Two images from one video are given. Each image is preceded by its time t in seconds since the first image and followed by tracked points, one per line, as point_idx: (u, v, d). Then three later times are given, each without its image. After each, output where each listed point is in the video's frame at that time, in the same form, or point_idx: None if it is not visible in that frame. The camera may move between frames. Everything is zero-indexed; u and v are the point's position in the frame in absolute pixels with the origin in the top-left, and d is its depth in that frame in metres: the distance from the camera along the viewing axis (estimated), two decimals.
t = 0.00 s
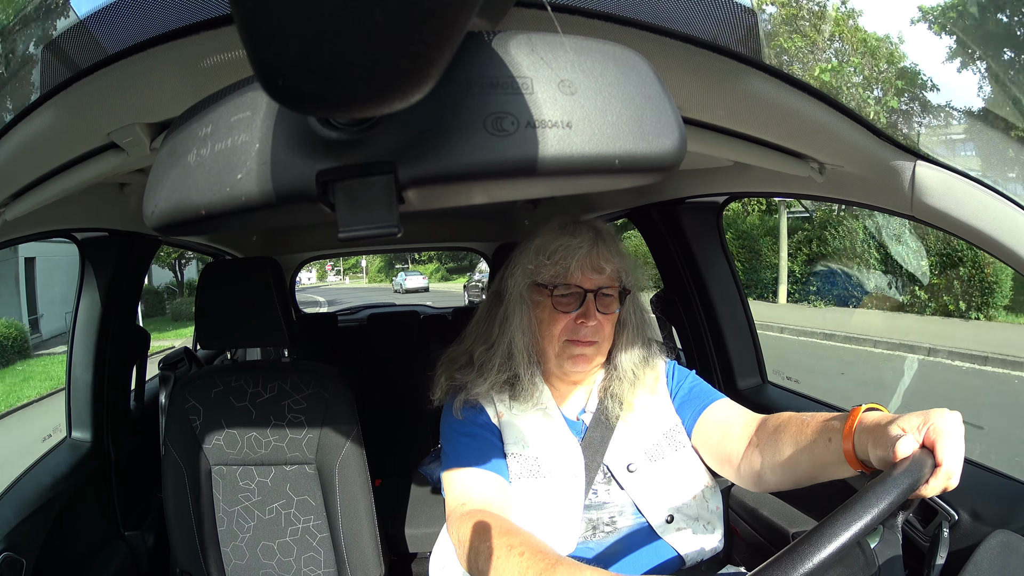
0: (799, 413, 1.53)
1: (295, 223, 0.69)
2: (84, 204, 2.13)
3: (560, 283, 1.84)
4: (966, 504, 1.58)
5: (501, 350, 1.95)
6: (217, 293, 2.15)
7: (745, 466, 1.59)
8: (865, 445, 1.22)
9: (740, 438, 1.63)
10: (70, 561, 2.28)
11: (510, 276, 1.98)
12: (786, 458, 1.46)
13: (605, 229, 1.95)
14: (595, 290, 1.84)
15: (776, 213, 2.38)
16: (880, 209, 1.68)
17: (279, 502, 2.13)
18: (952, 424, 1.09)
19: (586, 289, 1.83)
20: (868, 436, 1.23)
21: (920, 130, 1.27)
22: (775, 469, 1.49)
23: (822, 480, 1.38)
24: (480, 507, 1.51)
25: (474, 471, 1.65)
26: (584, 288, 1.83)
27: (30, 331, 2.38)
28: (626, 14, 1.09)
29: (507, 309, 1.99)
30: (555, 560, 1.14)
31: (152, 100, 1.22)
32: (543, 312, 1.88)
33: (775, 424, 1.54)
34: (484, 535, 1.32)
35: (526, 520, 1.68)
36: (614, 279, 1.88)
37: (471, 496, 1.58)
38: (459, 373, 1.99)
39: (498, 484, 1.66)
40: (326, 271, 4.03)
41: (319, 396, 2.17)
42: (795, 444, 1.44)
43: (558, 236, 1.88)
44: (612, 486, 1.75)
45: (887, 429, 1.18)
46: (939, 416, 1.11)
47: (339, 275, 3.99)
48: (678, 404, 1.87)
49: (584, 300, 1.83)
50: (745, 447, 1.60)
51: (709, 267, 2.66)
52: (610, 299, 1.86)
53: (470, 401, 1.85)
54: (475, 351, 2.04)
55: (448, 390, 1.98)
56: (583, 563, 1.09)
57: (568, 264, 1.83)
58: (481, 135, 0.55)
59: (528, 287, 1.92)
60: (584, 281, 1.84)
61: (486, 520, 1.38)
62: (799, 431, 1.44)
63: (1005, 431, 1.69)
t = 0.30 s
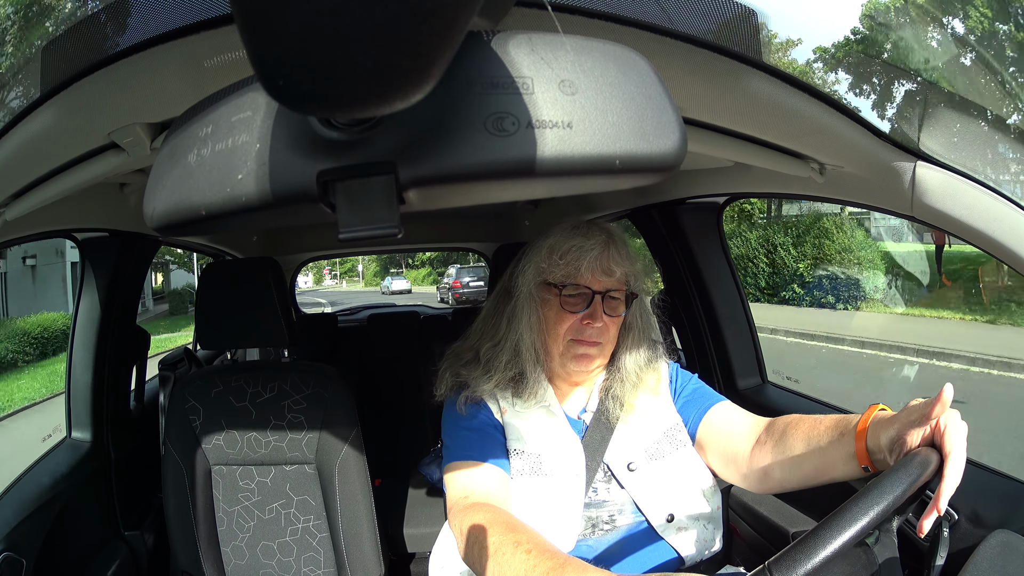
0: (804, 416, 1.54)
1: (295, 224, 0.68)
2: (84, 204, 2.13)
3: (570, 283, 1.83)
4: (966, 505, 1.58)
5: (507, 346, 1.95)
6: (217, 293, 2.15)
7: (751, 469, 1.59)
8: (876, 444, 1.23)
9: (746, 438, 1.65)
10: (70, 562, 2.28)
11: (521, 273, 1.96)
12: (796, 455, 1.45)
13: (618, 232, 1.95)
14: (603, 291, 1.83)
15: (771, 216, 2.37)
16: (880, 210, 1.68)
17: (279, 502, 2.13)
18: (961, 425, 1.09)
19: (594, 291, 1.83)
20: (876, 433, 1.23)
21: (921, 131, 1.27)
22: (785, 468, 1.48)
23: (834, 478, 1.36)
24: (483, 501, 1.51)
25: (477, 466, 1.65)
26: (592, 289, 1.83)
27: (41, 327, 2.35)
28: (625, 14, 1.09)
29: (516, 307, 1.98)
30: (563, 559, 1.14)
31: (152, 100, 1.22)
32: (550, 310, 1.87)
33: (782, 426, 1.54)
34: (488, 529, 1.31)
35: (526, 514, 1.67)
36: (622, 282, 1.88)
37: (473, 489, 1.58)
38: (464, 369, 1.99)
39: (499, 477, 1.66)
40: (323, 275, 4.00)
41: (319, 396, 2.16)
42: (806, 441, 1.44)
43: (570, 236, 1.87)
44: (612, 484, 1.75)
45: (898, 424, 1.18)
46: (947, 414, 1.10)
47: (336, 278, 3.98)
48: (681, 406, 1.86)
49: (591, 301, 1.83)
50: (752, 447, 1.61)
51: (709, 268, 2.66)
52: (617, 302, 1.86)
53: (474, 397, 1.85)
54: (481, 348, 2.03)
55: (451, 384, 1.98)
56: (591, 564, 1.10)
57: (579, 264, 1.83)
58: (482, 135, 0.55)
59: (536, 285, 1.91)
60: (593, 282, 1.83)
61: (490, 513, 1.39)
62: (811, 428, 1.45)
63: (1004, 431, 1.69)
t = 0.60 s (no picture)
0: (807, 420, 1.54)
1: (295, 223, 0.68)
2: (84, 204, 2.13)
3: (574, 287, 1.83)
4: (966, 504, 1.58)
5: (511, 349, 1.95)
6: (218, 294, 2.15)
7: (753, 473, 1.59)
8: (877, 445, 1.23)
9: (748, 443, 1.64)
10: (70, 561, 2.28)
11: (524, 275, 1.96)
12: (797, 456, 1.45)
13: (624, 236, 1.94)
14: (607, 296, 1.83)
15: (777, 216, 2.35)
16: (880, 209, 1.68)
17: (279, 502, 2.13)
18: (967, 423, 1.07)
19: (599, 296, 1.83)
20: (878, 433, 1.23)
21: (921, 130, 1.27)
22: (786, 470, 1.48)
23: (835, 480, 1.36)
24: (480, 505, 1.51)
25: (477, 469, 1.65)
26: (596, 294, 1.83)
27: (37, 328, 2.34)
28: (625, 14, 1.09)
29: (519, 310, 1.98)
30: (562, 559, 1.14)
31: (153, 100, 1.22)
32: (553, 314, 1.87)
33: (784, 430, 1.54)
34: (485, 531, 1.31)
35: (526, 518, 1.68)
36: (627, 288, 1.87)
37: (471, 494, 1.58)
38: (466, 373, 1.98)
39: (499, 482, 1.66)
40: (321, 275, 4.02)
41: (319, 396, 2.16)
42: (808, 442, 1.44)
43: (575, 239, 1.86)
44: (613, 487, 1.75)
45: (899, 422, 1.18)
46: (953, 412, 1.09)
47: (335, 278, 3.98)
48: (683, 408, 1.86)
49: (595, 306, 1.83)
50: (754, 451, 1.61)
51: (709, 268, 2.66)
52: (621, 307, 1.86)
53: (475, 402, 1.84)
54: (483, 350, 2.03)
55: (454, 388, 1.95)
56: (590, 564, 1.10)
57: (584, 269, 1.82)
58: (482, 135, 0.55)
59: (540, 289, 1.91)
60: (597, 287, 1.83)
61: (491, 514, 1.39)
62: (813, 431, 1.45)
63: (1004, 431, 1.69)
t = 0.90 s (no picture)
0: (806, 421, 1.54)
1: (296, 224, 0.69)
2: (83, 204, 2.13)
3: (569, 282, 1.84)
4: (966, 504, 1.58)
5: (510, 348, 1.95)
6: (218, 294, 2.15)
7: (752, 472, 1.59)
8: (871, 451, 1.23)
9: (747, 443, 1.65)
10: (70, 561, 2.28)
11: (521, 273, 1.96)
12: (795, 461, 1.46)
13: (618, 230, 1.95)
14: (603, 290, 1.84)
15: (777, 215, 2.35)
16: (880, 209, 1.68)
17: (279, 502, 2.13)
18: (960, 423, 1.08)
19: (595, 290, 1.84)
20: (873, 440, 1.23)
21: (920, 131, 1.27)
22: (784, 472, 1.49)
23: (829, 482, 1.37)
24: (483, 500, 1.51)
25: (479, 467, 1.65)
26: (593, 288, 1.83)
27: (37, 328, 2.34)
28: (625, 14, 1.09)
29: (518, 308, 1.98)
30: (560, 556, 1.14)
31: (153, 100, 1.22)
32: (551, 310, 1.88)
33: (782, 431, 1.55)
34: (485, 527, 1.31)
35: (527, 515, 1.67)
36: (623, 281, 1.88)
37: (473, 489, 1.58)
38: (467, 373, 1.98)
39: (499, 478, 1.66)
40: (319, 275, 3.97)
41: (319, 396, 2.16)
42: (805, 446, 1.44)
43: (569, 235, 1.87)
44: (614, 486, 1.76)
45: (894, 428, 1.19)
46: (946, 416, 1.10)
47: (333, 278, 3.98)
48: (683, 408, 1.87)
49: (592, 299, 1.84)
50: (752, 451, 1.61)
51: (709, 267, 2.66)
52: (618, 300, 1.87)
53: (477, 400, 1.85)
54: (483, 351, 2.03)
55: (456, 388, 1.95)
56: (588, 561, 1.10)
57: (579, 263, 1.83)
58: (482, 135, 0.55)
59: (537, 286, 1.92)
60: (593, 281, 1.84)
61: (492, 511, 1.39)
62: (809, 434, 1.45)
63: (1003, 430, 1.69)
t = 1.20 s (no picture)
0: (803, 428, 1.53)
1: (296, 224, 0.69)
2: (83, 204, 2.13)
3: (557, 277, 1.85)
4: (966, 504, 1.58)
5: (506, 348, 1.95)
6: (217, 293, 2.15)
7: (748, 478, 1.60)
8: (864, 460, 1.24)
9: (744, 447, 1.66)
10: (70, 561, 2.28)
11: (511, 273, 1.99)
12: (789, 468, 1.47)
13: (602, 225, 1.95)
14: (592, 282, 1.85)
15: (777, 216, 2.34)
16: (881, 210, 1.68)
17: (279, 502, 2.13)
18: (954, 424, 1.11)
19: (583, 282, 1.84)
20: (869, 452, 1.23)
21: (922, 131, 1.27)
22: (778, 479, 1.50)
23: (823, 488, 1.39)
24: (482, 500, 1.51)
25: (478, 467, 1.65)
26: (581, 281, 1.84)
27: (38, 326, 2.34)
28: (625, 14, 1.09)
29: (511, 309, 1.99)
30: (561, 557, 1.14)
31: (153, 100, 1.22)
32: (543, 307, 1.89)
33: (777, 437, 1.55)
34: (484, 529, 1.31)
35: (526, 515, 1.67)
36: (611, 272, 1.89)
37: (473, 489, 1.58)
38: (464, 373, 1.98)
39: (497, 476, 1.66)
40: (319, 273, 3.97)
41: (319, 396, 2.16)
42: (797, 454, 1.45)
43: (554, 232, 1.90)
44: (612, 485, 1.75)
45: (891, 437, 1.19)
46: (940, 423, 1.11)
47: (331, 276, 3.97)
48: (682, 408, 1.86)
49: (582, 293, 1.84)
50: (748, 459, 1.62)
51: (709, 267, 2.66)
52: (608, 293, 1.86)
53: (476, 400, 1.84)
54: (480, 352, 2.03)
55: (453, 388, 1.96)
56: (590, 563, 1.09)
57: (565, 257, 1.84)
58: (482, 135, 0.55)
59: (527, 284, 1.93)
60: (581, 274, 1.85)
61: (491, 511, 1.39)
62: (801, 442, 1.46)
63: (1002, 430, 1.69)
